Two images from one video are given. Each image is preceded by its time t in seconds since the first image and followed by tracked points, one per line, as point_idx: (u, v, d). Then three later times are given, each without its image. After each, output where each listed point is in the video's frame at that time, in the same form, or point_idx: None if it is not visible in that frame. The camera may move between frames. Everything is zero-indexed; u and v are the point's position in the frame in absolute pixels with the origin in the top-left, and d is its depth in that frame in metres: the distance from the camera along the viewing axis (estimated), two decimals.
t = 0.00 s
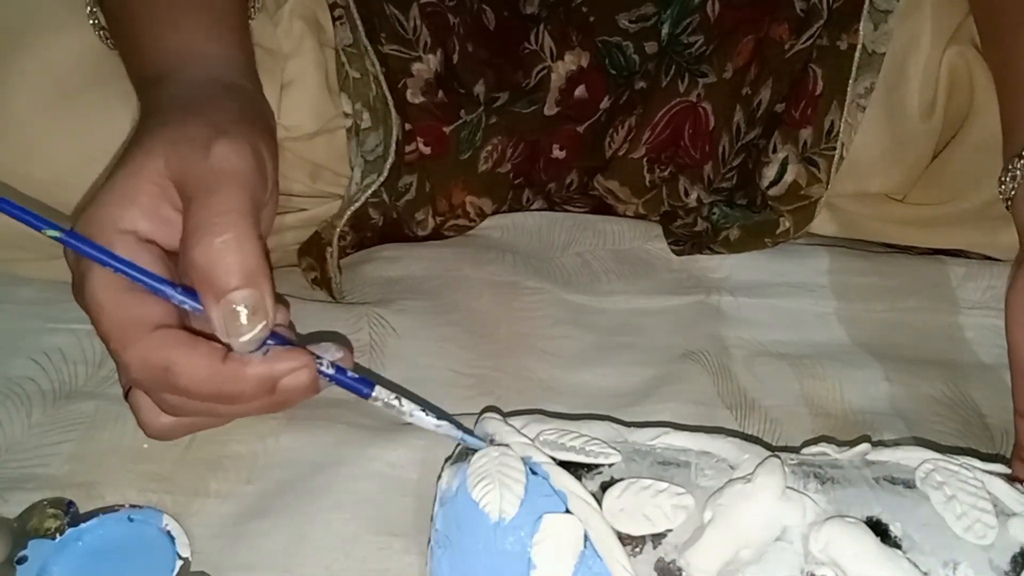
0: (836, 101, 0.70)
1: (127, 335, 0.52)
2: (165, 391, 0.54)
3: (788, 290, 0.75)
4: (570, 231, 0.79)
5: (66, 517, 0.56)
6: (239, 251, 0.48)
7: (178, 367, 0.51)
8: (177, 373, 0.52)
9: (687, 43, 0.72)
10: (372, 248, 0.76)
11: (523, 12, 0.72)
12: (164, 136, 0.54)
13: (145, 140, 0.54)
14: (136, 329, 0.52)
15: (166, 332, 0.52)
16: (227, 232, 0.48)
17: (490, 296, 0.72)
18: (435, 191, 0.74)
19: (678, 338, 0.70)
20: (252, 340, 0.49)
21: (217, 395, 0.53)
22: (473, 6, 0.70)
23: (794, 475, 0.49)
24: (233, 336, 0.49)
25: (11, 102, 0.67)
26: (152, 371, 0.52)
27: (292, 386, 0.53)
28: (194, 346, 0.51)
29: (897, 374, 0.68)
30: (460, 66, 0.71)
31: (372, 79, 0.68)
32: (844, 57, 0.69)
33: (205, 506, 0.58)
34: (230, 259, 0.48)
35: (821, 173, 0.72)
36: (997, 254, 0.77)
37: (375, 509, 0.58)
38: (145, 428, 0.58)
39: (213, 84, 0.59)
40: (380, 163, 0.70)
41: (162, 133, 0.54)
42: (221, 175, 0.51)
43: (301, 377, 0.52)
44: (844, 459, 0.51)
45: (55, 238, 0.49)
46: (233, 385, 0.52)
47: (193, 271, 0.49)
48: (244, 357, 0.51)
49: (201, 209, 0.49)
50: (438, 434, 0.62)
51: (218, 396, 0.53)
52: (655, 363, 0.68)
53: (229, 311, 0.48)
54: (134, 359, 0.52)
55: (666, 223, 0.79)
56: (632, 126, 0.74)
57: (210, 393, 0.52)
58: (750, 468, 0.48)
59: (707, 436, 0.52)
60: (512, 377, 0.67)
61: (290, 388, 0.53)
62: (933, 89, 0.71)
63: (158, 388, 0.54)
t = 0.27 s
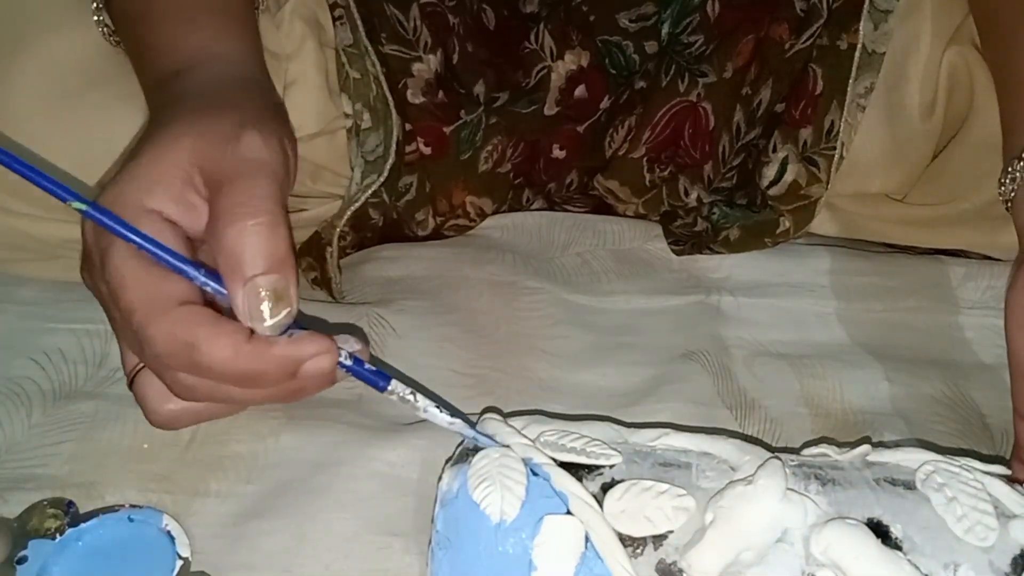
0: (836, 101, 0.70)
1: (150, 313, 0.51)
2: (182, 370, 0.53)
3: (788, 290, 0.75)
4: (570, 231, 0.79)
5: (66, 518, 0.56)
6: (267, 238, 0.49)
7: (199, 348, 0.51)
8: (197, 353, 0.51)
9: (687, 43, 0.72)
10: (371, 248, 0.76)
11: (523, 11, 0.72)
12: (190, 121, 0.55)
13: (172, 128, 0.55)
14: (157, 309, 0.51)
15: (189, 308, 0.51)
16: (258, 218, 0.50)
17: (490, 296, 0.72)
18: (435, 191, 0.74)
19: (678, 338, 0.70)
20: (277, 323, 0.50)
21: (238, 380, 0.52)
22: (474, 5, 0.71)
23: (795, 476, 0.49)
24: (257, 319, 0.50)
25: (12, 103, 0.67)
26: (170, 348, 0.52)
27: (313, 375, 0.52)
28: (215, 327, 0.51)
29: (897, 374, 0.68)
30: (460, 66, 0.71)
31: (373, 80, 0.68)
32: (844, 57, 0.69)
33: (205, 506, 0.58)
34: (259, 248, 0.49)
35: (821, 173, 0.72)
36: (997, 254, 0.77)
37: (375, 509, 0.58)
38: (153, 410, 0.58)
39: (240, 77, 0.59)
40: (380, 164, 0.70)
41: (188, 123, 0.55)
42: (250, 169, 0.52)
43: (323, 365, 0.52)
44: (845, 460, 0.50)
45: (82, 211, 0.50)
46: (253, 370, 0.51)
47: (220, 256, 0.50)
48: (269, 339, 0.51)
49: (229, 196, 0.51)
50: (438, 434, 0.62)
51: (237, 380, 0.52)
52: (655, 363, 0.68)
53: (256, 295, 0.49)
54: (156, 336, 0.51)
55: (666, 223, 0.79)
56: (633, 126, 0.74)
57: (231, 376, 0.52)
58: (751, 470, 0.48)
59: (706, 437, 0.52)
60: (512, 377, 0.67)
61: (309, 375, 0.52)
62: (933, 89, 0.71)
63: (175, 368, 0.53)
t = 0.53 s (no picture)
0: (836, 101, 0.70)
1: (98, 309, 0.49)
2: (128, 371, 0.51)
3: (788, 290, 0.75)
4: (570, 232, 0.79)
5: (66, 517, 0.56)
6: (229, 246, 0.47)
7: (139, 352, 0.49)
8: (139, 358, 0.49)
9: (687, 43, 0.72)
10: (371, 248, 0.76)
11: (522, 11, 0.72)
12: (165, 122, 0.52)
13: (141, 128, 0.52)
14: (98, 308, 0.49)
15: (135, 307, 0.50)
16: (221, 223, 0.47)
17: (490, 297, 0.72)
18: (436, 191, 0.74)
19: (678, 339, 0.70)
20: (230, 334, 0.47)
21: (183, 388, 0.50)
22: (474, 6, 0.70)
23: (794, 477, 0.49)
24: (207, 328, 0.47)
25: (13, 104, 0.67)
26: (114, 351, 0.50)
27: (262, 390, 0.50)
28: (156, 334, 0.49)
29: (897, 374, 0.68)
30: (461, 66, 0.71)
31: (374, 82, 0.68)
32: (844, 57, 0.69)
33: (205, 506, 0.58)
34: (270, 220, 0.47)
35: (821, 173, 0.72)
36: (997, 254, 0.77)
37: (376, 509, 0.58)
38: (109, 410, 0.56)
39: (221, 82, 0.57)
40: (381, 166, 0.70)
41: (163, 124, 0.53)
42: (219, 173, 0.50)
43: (269, 381, 0.49)
44: (845, 462, 0.50)
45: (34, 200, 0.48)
46: (198, 380, 0.49)
47: (176, 259, 0.47)
48: (216, 349, 0.48)
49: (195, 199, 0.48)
50: (438, 434, 0.62)
51: (181, 388, 0.50)
52: (655, 363, 0.68)
53: (211, 304, 0.46)
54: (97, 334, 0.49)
55: (666, 224, 0.79)
56: (633, 126, 0.74)
57: (178, 384, 0.49)
58: (750, 472, 0.48)
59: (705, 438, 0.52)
60: (512, 377, 0.67)
61: (257, 391, 0.50)
62: (933, 90, 0.71)
63: (118, 368, 0.51)
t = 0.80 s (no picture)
0: (836, 101, 0.70)
1: None
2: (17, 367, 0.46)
3: (788, 290, 0.75)
4: (570, 232, 0.79)
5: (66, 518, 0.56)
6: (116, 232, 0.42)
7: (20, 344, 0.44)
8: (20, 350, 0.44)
9: (687, 43, 0.72)
10: (371, 248, 0.76)
11: (523, 12, 0.72)
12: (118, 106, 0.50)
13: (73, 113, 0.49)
14: None
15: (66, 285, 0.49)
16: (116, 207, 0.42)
17: (490, 296, 0.72)
18: (435, 191, 0.74)
19: (678, 339, 0.70)
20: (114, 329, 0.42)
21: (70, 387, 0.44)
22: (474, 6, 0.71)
23: (795, 478, 0.49)
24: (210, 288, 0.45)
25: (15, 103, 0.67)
26: None
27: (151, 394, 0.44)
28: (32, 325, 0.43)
29: (897, 374, 0.68)
30: (461, 67, 0.71)
31: (372, 81, 0.68)
32: (844, 57, 0.69)
33: (205, 506, 0.58)
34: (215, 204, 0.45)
35: (821, 173, 0.72)
36: (997, 254, 0.77)
37: (375, 509, 0.58)
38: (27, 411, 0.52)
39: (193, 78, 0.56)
40: (378, 165, 0.70)
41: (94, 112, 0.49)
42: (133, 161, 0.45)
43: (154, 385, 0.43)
44: (846, 463, 0.50)
45: None
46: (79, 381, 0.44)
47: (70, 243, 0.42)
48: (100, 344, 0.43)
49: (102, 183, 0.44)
50: (437, 434, 0.62)
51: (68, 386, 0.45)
52: (655, 363, 0.68)
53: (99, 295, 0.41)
54: None
55: (666, 224, 0.79)
56: (633, 125, 0.74)
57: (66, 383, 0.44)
58: (751, 473, 0.48)
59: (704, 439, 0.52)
60: (512, 377, 0.67)
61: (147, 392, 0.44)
62: (933, 90, 0.71)
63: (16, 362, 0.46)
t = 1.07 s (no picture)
0: (836, 102, 0.70)
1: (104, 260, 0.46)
2: (131, 329, 0.47)
3: (788, 290, 0.75)
4: (570, 232, 0.79)
5: (66, 518, 0.56)
6: (282, 216, 0.45)
7: (168, 309, 0.45)
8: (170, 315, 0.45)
9: (687, 43, 0.72)
10: (372, 248, 0.77)
11: (523, 12, 0.72)
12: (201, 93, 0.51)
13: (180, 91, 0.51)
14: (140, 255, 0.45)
15: (176, 263, 0.46)
16: (277, 191, 0.46)
17: (490, 297, 0.72)
18: (436, 191, 0.74)
19: (678, 339, 0.70)
20: (256, 304, 0.45)
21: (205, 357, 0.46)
22: (474, 6, 0.70)
23: (796, 479, 0.49)
24: (239, 296, 0.45)
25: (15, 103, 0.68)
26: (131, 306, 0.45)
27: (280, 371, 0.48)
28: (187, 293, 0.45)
29: (897, 374, 0.68)
30: (461, 68, 0.71)
31: (375, 82, 0.68)
32: (844, 57, 0.69)
33: (205, 506, 0.58)
34: (250, 220, 0.45)
35: (821, 173, 0.72)
36: (997, 254, 0.77)
37: (376, 508, 0.58)
38: (105, 384, 0.54)
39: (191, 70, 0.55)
40: (382, 167, 0.70)
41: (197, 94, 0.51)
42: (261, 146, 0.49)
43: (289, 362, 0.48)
44: (847, 464, 0.50)
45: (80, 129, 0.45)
46: (234, 351, 0.46)
47: (216, 220, 0.45)
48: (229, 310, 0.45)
49: (244, 166, 0.47)
50: (437, 434, 0.62)
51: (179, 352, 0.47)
52: (655, 363, 0.68)
53: (243, 273, 0.45)
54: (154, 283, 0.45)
55: (666, 224, 0.79)
56: (633, 126, 0.74)
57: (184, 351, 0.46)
58: (752, 474, 0.48)
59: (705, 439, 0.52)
60: (512, 377, 0.67)
61: (268, 375, 0.48)
62: (933, 90, 0.71)
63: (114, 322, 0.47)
